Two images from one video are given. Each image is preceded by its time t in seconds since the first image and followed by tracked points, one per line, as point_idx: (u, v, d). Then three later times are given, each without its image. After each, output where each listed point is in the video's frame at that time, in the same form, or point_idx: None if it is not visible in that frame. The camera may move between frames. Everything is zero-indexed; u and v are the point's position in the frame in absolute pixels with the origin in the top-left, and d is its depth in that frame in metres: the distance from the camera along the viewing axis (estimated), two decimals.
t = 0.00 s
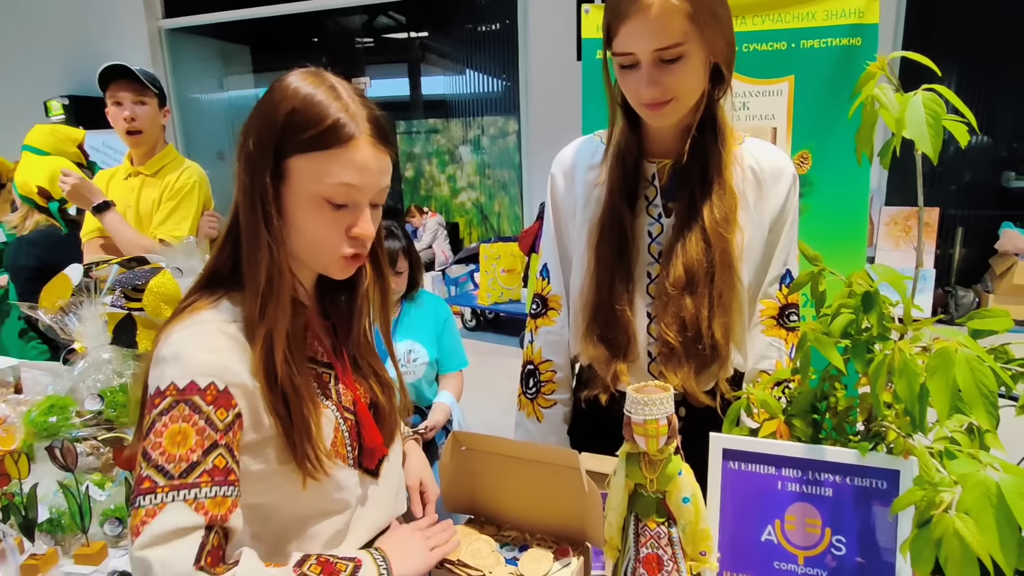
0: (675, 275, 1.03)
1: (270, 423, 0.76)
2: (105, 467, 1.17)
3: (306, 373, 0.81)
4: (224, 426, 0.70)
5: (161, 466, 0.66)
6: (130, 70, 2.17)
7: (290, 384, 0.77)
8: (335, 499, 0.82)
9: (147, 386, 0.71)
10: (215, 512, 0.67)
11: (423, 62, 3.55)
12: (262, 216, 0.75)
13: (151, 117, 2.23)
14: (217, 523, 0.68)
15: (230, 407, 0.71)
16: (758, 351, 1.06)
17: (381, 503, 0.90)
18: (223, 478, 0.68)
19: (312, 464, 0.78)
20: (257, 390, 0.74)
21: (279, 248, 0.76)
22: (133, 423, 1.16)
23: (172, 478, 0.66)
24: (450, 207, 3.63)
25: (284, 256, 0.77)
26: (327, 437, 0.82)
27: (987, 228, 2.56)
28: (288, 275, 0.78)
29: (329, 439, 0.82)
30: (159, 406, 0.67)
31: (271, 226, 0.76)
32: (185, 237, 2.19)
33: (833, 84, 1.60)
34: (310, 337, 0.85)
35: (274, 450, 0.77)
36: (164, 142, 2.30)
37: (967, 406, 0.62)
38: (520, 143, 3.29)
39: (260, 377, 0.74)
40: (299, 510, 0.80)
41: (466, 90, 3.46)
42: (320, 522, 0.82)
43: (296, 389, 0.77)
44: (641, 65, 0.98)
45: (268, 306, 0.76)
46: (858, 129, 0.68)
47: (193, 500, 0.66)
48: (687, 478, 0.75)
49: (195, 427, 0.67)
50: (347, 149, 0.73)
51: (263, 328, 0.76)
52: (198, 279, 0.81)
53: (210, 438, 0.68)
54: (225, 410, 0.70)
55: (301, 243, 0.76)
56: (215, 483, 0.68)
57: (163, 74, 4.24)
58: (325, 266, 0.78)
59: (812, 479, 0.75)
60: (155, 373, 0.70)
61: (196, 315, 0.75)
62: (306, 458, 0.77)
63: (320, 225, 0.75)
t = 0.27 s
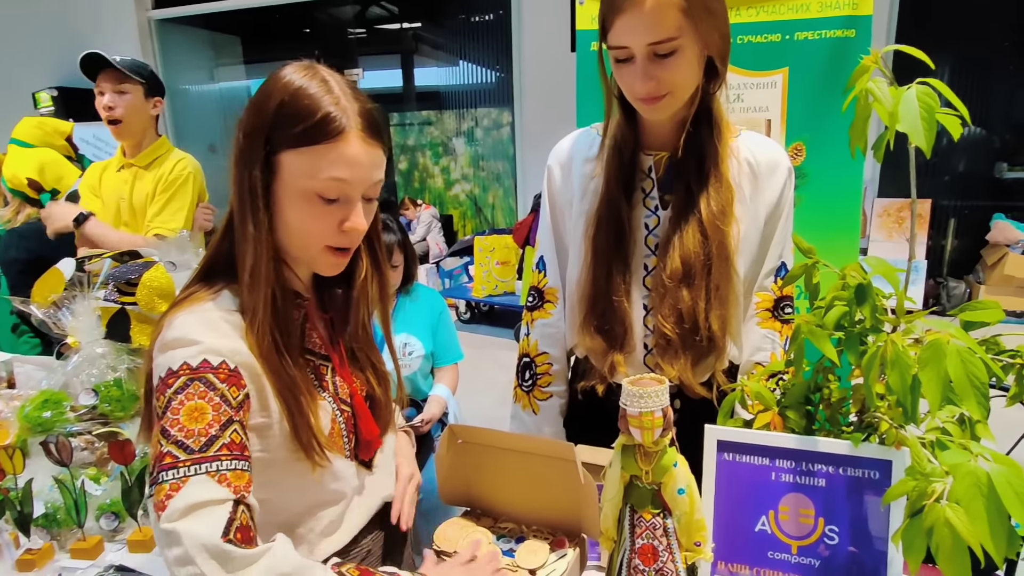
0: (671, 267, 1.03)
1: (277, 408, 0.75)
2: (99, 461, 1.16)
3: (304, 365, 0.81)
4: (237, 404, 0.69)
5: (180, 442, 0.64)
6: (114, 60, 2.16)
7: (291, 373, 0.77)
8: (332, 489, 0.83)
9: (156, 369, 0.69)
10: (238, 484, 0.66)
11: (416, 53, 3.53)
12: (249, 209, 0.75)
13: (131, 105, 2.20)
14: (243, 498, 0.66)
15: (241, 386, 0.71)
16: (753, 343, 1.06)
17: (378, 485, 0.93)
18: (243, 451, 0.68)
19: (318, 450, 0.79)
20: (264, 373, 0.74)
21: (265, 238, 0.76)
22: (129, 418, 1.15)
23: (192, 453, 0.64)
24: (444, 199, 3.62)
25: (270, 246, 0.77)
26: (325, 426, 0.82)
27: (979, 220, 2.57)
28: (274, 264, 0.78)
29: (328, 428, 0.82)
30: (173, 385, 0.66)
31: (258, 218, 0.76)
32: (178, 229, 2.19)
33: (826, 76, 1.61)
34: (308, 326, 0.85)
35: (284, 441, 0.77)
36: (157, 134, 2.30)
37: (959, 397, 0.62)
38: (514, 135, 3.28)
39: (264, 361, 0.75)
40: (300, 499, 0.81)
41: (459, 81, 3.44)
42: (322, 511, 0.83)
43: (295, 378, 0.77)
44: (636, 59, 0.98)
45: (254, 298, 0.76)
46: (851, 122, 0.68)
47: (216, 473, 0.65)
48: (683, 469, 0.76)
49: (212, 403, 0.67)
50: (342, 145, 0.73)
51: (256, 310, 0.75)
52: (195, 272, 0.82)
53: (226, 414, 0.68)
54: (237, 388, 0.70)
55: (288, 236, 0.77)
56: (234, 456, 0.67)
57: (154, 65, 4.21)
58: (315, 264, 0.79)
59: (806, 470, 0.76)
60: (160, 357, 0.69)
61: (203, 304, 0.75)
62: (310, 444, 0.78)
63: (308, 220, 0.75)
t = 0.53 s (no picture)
0: (666, 258, 1.03)
1: (270, 401, 0.75)
2: (95, 454, 1.16)
3: (298, 357, 0.81)
4: (231, 401, 0.69)
5: (176, 445, 0.65)
6: (95, 57, 2.18)
7: (284, 366, 0.77)
8: (326, 481, 0.83)
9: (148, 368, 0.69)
10: (234, 483, 0.67)
11: (411, 45, 3.51)
12: (250, 205, 0.75)
13: (104, 100, 2.19)
14: (241, 498, 0.67)
15: (234, 382, 0.70)
16: (748, 332, 1.06)
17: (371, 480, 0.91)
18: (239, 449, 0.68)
19: (309, 445, 0.78)
20: (258, 370, 0.74)
21: (267, 235, 0.76)
22: (125, 411, 1.15)
23: (188, 456, 0.65)
24: (440, 191, 3.62)
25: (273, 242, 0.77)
26: (318, 418, 0.82)
27: (973, 210, 2.59)
28: (273, 262, 0.77)
29: (321, 420, 0.82)
30: (164, 388, 0.66)
31: (258, 216, 0.75)
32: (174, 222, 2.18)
33: (822, 66, 1.60)
34: (302, 320, 0.84)
35: (280, 436, 0.77)
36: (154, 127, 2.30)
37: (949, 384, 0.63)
38: (510, 126, 3.27)
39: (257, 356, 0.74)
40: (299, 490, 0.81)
41: (454, 72, 3.43)
42: (316, 503, 0.83)
43: (288, 368, 0.77)
44: (631, 50, 0.98)
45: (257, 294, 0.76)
46: (844, 112, 0.68)
47: (212, 475, 0.66)
48: (677, 457, 0.76)
49: (204, 405, 0.67)
50: (340, 140, 0.72)
51: (252, 306, 0.75)
52: (190, 263, 0.81)
53: (219, 414, 0.68)
54: (230, 386, 0.69)
55: (289, 233, 0.77)
56: (230, 456, 0.67)
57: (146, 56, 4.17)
58: (315, 255, 0.78)
59: (799, 458, 0.77)
60: (152, 355, 0.69)
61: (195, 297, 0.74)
62: (303, 437, 0.78)
63: (308, 217, 0.74)
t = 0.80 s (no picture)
0: (662, 248, 1.02)
1: (259, 394, 0.75)
2: (94, 445, 1.16)
3: (295, 349, 0.81)
4: (223, 400, 0.70)
5: (168, 446, 0.67)
6: (89, 49, 2.19)
7: (278, 359, 0.77)
8: (322, 475, 0.83)
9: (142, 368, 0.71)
10: (223, 481, 0.68)
11: (408, 36, 3.49)
12: (250, 196, 0.75)
13: (96, 91, 2.19)
14: (230, 493, 0.69)
15: (226, 380, 0.71)
16: (744, 322, 1.06)
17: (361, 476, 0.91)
18: (229, 448, 0.69)
19: (301, 442, 0.78)
20: (250, 367, 0.74)
21: (265, 225, 0.75)
22: (123, 401, 1.16)
23: (180, 456, 0.67)
24: (437, 183, 3.61)
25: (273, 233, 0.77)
26: (313, 414, 0.82)
27: (971, 201, 2.59)
28: (271, 252, 0.77)
29: (314, 416, 0.82)
30: (155, 390, 0.68)
31: (257, 206, 0.75)
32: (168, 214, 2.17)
33: (820, 56, 1.60)
34: (299, 313, 0.84)
35: (273, 428, 0.77)
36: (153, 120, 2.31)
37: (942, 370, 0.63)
38: (508, 118, 3.27)
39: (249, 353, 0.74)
40: (295, 479, 0.81)
41: (452, 64, 3.42)
42: (309, 496, 0.83)
43: (281, 360, 0.77)
44: (628, 39, 0.97)
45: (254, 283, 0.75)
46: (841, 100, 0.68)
47: (202, 474, 0.67)
48: (673, 445, 0.77)
49: (195, 406, 0.68)
50: (341, 131, 0.72)
51: (248, 297, 0.75)
52: (188, 252, 0.81)
53: (210, 414, 0.69)
54: (223, 385, 0.70)
55: (288, 224, 0.77)
56: (221, 455, 0.68)
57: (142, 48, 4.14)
58: (311, 246, 0.78)
59: (794, 445, 0.77)
60: (145, 354, 0.71)
61: (189, 289, 0.75)
62: (295, 433, 0.77)
63: (307, 208, 0.74)
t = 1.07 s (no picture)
0: (661, 239, 1.02)
1: (253, 387, 0.75)
2: (93, 436, 1.16)
3: (292, 342, 0.81)
4: (218, 392, 0.70)
5: (162, 438, 0.67)
6: (83, 41, 2.20)
7: (275, 352, 0.76)
8: (318, 469, 0.83)
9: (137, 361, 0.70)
10: (217, 474, 0.68)
11: (407, 27, 3.47)
12: (250, 187, 0.74)
13: (89, 82, 2.20)
14: (224, 485, 0.69)
15: (222, 372, 0.71)
16: (743, 314, 1.06)
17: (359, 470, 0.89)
18: (223, 442, 0.69)
19: (295, 436, 0.77)
20: (244, 361, 0.74)
21: (265, 217, 0.75)
22: (121, 393, 1.16)
23: (174, 448, 0.67)
24: (436, 176, 3.61)
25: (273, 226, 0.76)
26: (307, 409, 0.82)
27: (970, 194, 2.59)
28: (271, 244, 0.77)
29: (309, 410, 0.82)
30: (150, 382, 0.68)
31: (257, 199, 0.75)
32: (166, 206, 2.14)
33: (820, 47, 1.59)
34: (297, 306, 0.83)
35: (268, 422, 0.77)
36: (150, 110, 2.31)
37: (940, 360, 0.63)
38: (507, 110, 3.25)
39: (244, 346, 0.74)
40: (290, 472, 0.81)
41: (451, 56, 3.40)
42: (302, 489, 0.82)
43: (279, 352, 0.77)
44: (628, 29, 0.97)
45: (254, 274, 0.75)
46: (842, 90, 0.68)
47: (196, 467, 0.67)
48: (672, 436, 0.77)
49: (189, 399, 0.68)
50: (345, 126, 0.71)
51: (246, 290, 0.75)
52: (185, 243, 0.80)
53: (204, 406, 0.69)
54: (217, 377, 0.70)
55: (288, 216, 0.76)
56: (215, 447, 0.68)
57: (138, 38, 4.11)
58: (311, 240, 0.77)
59: (793, 436, 0.77)
60: (139, 344, 0.70)
61: (183, 282, 0.74)
62: (290, 428, 0.77)
63: (308, 201, 0.74)
